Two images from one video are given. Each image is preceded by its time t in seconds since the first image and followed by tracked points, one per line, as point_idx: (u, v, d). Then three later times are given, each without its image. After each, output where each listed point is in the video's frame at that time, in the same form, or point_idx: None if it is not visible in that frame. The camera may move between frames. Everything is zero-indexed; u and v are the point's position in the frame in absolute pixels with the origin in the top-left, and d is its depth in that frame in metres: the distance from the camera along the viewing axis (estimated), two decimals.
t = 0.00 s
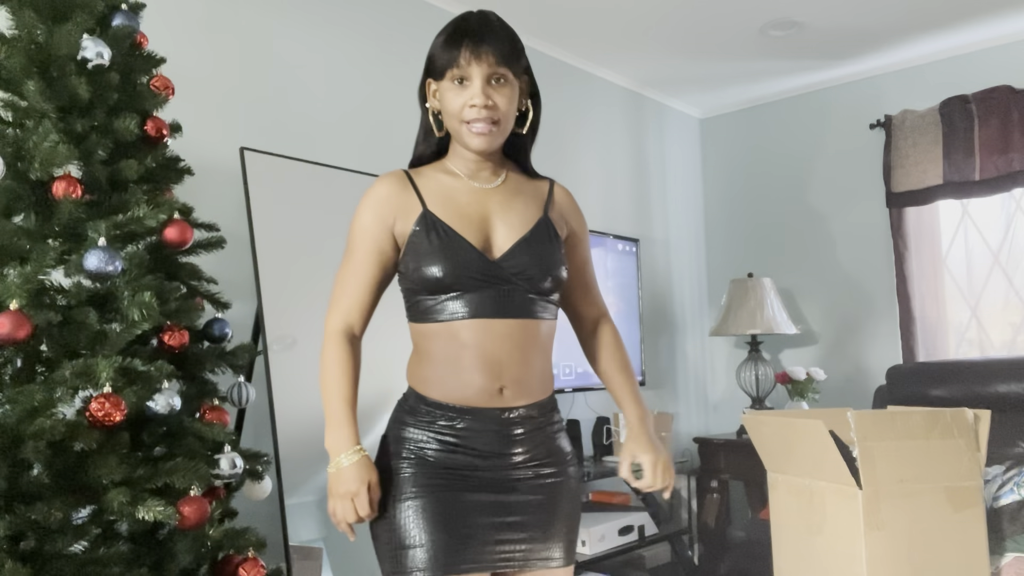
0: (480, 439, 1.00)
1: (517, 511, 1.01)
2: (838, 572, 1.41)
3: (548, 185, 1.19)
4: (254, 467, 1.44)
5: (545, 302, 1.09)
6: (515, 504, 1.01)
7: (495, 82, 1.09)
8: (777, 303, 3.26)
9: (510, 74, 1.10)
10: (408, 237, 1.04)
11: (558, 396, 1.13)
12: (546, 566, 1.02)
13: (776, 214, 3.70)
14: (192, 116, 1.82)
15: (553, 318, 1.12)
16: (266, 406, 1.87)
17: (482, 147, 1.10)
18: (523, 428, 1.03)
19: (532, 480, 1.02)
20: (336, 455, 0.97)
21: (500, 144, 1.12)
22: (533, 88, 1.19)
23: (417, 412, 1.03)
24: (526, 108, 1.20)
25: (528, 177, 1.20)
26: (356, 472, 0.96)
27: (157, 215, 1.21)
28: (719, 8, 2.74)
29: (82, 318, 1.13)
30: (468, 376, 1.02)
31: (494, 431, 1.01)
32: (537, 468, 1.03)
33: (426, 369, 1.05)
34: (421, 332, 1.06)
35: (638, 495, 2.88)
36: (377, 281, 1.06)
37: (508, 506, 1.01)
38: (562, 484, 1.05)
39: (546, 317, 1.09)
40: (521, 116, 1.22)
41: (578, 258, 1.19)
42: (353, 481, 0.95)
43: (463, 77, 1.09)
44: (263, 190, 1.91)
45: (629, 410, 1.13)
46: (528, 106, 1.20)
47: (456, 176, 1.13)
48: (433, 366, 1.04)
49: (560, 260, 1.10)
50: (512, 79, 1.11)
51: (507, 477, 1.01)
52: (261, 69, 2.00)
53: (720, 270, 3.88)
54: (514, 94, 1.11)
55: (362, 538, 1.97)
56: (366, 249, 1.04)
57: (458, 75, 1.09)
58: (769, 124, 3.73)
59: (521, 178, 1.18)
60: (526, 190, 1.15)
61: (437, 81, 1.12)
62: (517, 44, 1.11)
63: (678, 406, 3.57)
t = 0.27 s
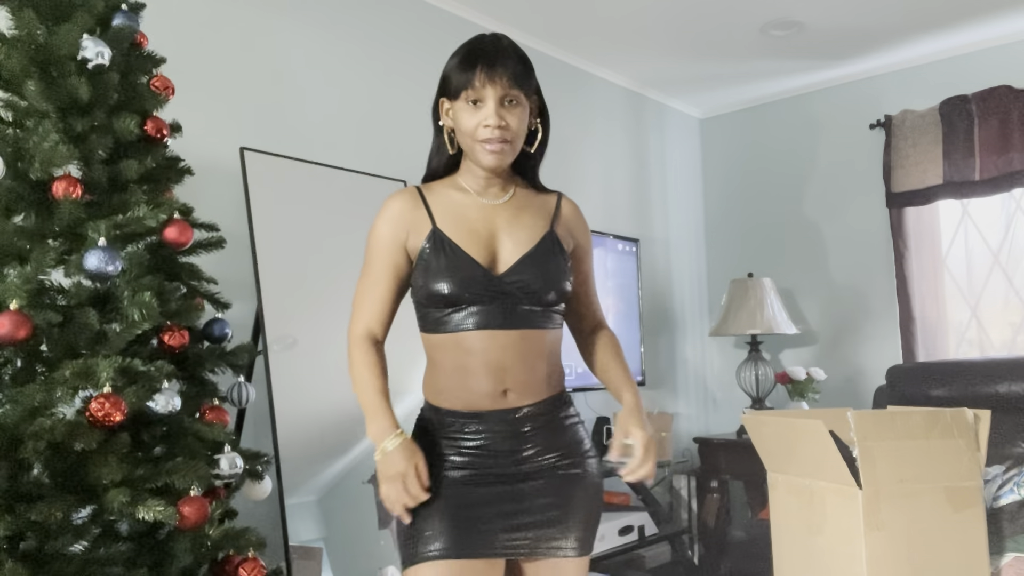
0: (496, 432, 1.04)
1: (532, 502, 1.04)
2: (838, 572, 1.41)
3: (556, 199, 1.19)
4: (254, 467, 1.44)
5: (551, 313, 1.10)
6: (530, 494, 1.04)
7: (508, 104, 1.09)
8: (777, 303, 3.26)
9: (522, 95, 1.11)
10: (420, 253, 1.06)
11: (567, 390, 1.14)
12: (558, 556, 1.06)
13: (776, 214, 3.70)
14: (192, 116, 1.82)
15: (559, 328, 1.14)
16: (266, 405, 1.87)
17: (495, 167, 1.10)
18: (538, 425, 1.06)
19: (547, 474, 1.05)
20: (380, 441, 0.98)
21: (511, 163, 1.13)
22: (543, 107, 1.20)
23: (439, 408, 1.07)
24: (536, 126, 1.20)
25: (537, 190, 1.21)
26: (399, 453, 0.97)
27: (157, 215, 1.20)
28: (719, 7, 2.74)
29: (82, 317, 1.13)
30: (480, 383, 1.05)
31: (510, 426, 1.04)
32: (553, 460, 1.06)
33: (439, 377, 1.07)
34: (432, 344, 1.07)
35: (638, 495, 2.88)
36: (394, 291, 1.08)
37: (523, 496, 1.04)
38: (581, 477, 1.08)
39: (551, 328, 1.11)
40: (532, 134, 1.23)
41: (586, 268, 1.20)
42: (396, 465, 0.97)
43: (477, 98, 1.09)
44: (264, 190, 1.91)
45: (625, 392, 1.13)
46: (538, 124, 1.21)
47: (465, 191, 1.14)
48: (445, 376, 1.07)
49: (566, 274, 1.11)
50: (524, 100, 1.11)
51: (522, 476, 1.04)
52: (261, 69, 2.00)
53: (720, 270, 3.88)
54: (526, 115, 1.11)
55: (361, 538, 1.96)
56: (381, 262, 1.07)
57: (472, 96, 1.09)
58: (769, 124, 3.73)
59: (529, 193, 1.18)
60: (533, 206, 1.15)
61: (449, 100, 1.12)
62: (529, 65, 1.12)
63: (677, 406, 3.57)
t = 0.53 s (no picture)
0: (499, 430, 1.15)
1: (531, 499, 1.13)
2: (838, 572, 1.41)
3: (563, 193, 1.26)
4: (254, 467, 1.44)
5: (554, 303, 1.19)
6: (529, 491, 1.14)
7: (514, 123, 1.14)
8: (777, 303, 3.26)
9: (530, 114, 1.15)
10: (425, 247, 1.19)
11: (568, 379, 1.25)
12: (558, 554, 1.13)
13: (776, 214, 3.70)
14: (193, 116, 1.83)
15: (565, 316, 1.22)
16: (266, 405, 1.87)
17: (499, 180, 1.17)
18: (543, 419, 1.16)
19: (545, 472, 1.15)
20: (413, 388, 1.14)
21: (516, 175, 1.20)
22: (551, 113, 1.23)
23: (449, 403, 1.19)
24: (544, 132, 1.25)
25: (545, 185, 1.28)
26: (430, 391, 1.13)
27: (157, 215, 1.20)
28: (718, 7, 2.74)
29: (82, 318, 1.12)
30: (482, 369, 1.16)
31: (511, 424, 1.15)
32: (551, 459, 1.16)
33: (446, 361, 1.19)
34: (439, 333, 1.19)
35: (638, 495, 2.88)
36: (404, 281, 1.23)
37: (522, 492, 1.13)
38: (578, 476, 1.17)
39: (553, 317, 1.20)
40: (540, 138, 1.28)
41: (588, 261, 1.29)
42: (432, 404, 1.12)
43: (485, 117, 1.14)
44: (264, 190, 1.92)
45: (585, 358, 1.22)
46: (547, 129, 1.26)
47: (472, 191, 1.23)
48: (450, 362, 1.18)
49: (566, 265, 1.19)
50: (531, 119, 1.16)
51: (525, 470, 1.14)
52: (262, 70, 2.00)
53: (720, 270, 3.88)
54: (532, 132, 1.16)
55: (361, 538, 1.96)
56: (390, 256, 1.21)
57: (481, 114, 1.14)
58: (769, 124, 3.73)
59: (535, 189, 1.26)
60: (537, 201, 1.23)
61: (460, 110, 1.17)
62: (538, 84, 1.15)
63: (677, 406, 3.57)
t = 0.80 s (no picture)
0: (499, 430, 1.15)
1: (532, 498, 1.14)
2: (838, 572, 1.41)
3: (570, 195, 1.26)
4: (254, 467, 1.44)
5: (557, 306, 1.20)
6: (531, 490, 1.14)
7: (522, 136, 1.14)
8: (777, 303, 3.26)
9: (538, 125, 1.14)
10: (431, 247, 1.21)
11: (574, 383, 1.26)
12: (561, 553, 1.13)
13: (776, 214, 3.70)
14: (193, 116, 1.83)
15: (568, 319, 1.23)
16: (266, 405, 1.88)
17: (507, 188, 1.18)
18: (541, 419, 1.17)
19: (547, 470, 1.15)
20: (417, 371, 1.16)
21: (525, 183, 1.20)
22: (562, 122, 1.23)
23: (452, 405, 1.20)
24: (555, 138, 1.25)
25: (554, 187, 1.28)
26: (431, 371, 1.15)
27: (157, 215, 1.20)
28: (718, 7, 2.74)
29: (82, 317, 1.12)
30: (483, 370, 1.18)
31: (512, 423, 1.16)
32: (551, 457, 1.16)
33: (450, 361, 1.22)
34: (443, 334, 1.21)
35: (637, 494, 2.88)
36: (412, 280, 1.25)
37: (524, 491, 1.14)
38: (580, 475, 1.17)
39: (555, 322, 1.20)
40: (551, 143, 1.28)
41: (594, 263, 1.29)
42: (431, 385, 1.14)
43: (493, 130, 1.14)
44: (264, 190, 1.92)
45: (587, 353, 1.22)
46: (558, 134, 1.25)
47: (480, 193, 1.23)
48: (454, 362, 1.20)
49: (570, 271, 1.20)
50: (540, 130, 1.15)
51: (527, 470, 1.15)
52: (261, 69, 2.00)
53: (720, 270, 3.88)
54: (540, 142, 1.16)
55: (361, 538, 1.96)
56: (399, 253, 1.23)
57: (488, 128, 1.14)
58: (769, 124, 3.73)
59: (543, 191, 1.26)
60: (544, 204, 1.23)
61: (469, 121, 1.17)
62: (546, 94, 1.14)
63: (677, 406, 3.57)
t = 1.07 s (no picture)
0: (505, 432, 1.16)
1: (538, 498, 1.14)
2: (838, 572, 1.41)
3: (574, 195, 1.26)
4: (254, 467, 1.44)
5: (562, 310, 1.20)
6: (538, 491, 1.14)
7: (524, 112, 1.18)
8: (777, 303, 3.26)
9: (539, 103, 1.19)
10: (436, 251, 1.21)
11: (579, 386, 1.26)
12: (567, 552, 1.13)
13: (777, 214, 3.70)
14: (193, 116, 1.83)
15: (572, 323, 1.23)
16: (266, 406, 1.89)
17: (511, 173, 1.19)
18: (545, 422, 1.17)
19: (552, 471, 1.15)
20: (435, 387, 1.16)
21: (530, 168, 1.21)
22: (564, 113, 1.27)
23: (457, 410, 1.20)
24: (557, 132, 1.27)
25: (557, 188, 1.28)
26: (450, 390, 1.15)
27: (157, 215, 1.20)
28: (718, 8, 2.74)
29: (82, 317, 1.12)
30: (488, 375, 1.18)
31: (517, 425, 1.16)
32: (557, 458, 1.16)
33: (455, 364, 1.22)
34: (450, 338, 1.21)
35: (637, 494, 2.88)
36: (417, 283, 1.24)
37: (531, 492, 1.14)
38: (586, 476, 1.17)
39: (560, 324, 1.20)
40: (554, 139, 1.30)
41: (598, 265, 1.28)
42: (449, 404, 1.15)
43: (496, 107, 1.18)
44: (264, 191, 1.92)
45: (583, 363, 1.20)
46: (560, 129, 1.28)
47: (484, 192, 1.23)
48: (460, 366, 1.21)
49: (575, 275, 1.20)
50: (541, 108, 1.19)
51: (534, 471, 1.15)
52: (261, 69, 2.00)
53: (720, 270, 3.88)
54: (543, 122, 1.19)
55: (361, 538, 1.95)
56: (403, 257, 1.22)
57: (490, 105, 1.19)
58: (770, 124, 3.73)
59: (547, 191, 1.26)
60: (548, 205, 1.23)
61: (472, 107, 1.22)
62: (546, 75, 1.19)
63: (677, 406, 3.57)
